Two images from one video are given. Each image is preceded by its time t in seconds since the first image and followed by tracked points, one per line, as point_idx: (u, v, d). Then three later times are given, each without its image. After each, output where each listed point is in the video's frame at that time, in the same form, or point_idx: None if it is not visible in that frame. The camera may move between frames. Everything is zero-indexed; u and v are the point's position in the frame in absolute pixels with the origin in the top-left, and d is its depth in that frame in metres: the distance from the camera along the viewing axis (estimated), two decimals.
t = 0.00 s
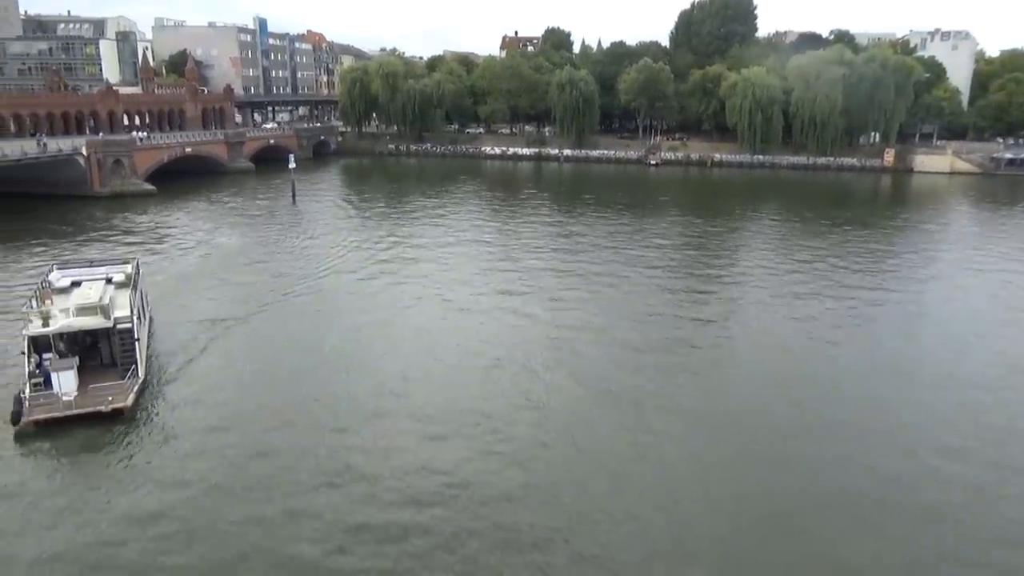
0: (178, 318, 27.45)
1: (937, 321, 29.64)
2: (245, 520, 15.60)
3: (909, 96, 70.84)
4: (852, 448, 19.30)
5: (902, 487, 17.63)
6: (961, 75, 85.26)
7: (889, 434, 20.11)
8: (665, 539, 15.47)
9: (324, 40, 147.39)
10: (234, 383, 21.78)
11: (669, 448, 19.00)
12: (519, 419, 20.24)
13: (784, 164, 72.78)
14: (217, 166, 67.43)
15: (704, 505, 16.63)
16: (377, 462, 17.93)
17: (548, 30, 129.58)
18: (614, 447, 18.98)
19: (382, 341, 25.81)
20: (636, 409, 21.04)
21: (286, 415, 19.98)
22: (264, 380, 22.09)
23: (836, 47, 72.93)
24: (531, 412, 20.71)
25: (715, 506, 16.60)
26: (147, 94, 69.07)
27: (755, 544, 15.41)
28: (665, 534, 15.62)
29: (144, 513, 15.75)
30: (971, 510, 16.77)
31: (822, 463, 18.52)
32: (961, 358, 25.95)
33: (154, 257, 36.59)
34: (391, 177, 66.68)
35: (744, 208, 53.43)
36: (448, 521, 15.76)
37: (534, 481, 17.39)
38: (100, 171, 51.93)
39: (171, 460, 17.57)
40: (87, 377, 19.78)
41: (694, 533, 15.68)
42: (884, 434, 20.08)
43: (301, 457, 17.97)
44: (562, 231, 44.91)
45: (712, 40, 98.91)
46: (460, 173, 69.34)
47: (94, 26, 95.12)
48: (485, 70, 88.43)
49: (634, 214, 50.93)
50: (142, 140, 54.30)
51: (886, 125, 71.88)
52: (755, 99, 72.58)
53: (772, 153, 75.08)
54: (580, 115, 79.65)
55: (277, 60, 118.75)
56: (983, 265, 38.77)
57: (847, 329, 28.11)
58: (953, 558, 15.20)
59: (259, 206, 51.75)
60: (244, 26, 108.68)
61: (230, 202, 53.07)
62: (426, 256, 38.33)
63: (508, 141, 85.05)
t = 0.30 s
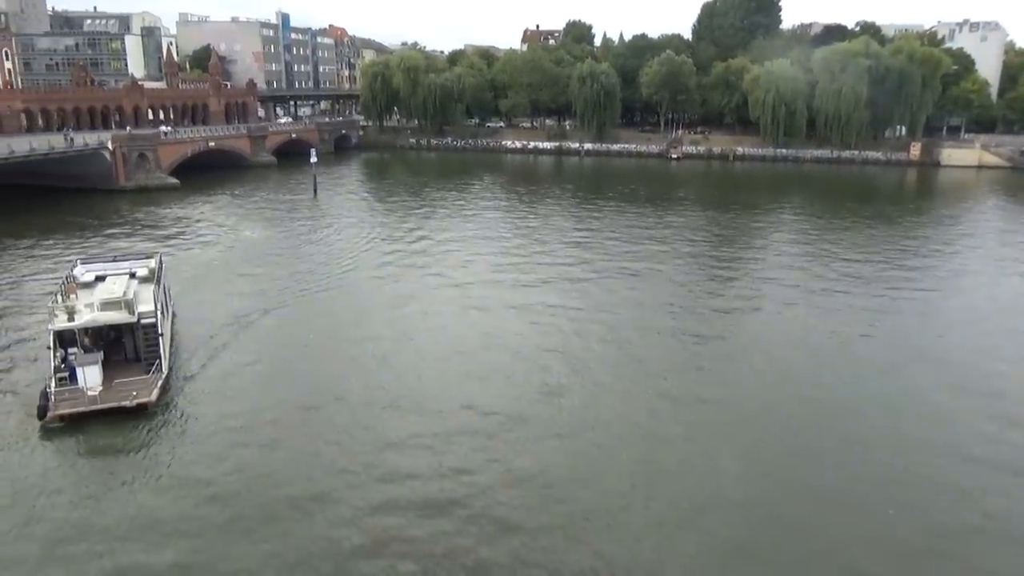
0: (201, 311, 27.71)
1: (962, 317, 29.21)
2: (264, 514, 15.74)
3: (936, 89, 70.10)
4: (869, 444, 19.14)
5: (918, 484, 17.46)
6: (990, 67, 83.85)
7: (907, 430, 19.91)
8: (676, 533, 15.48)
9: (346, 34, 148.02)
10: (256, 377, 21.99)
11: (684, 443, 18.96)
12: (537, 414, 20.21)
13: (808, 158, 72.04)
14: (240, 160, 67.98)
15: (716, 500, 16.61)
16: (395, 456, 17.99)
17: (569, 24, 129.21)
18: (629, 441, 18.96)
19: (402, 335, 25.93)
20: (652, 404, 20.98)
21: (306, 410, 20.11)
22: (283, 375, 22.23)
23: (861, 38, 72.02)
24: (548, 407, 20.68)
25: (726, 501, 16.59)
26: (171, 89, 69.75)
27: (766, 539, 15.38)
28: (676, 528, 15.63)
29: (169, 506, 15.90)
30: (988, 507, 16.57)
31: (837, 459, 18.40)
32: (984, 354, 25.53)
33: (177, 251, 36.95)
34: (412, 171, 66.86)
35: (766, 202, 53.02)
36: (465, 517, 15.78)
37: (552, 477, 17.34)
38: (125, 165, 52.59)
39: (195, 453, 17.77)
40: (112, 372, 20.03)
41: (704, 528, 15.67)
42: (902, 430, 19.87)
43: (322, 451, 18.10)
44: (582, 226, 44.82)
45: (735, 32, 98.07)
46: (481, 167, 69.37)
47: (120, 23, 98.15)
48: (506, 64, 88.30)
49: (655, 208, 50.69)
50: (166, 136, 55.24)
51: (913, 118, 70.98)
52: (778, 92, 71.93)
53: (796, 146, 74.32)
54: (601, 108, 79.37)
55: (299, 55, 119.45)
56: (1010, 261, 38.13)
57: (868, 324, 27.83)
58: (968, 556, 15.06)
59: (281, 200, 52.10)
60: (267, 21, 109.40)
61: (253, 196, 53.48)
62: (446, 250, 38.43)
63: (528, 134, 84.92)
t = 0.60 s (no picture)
0: (205, 307, 27.71)
1: (966, 316, 29.06)
2: (266, 512, 15.73)
3: (944, 86, 69.80)
4: (871, 442, 19.12)
5: (920, 482, 17.43)
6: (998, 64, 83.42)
7: (910, 428, 19.86)
8: (676, 531, 15.48)
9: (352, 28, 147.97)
10: (259, 372, 22.05)
11: (684, 439, 18.99)
12: (539, 411, 20.16)
13: (813, 155, 71.84)
14: (246, 154, 68.09)
15: (717, 497, 16.62)
16: (398, 454, 17.96)
17: (575, 19, 128.96)
18: (630, 439, 18.93)
19: (404, 331, 25.97)
20: (653, 401, 20.96)
21: (309, 406, 20.12)
22: (286, 371, 22.24)
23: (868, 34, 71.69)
24: (551, 404, 20.64)
25: (727, 498, 16.59)
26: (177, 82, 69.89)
27: (767, 536, 15.39)
28: (676, 526, 15.62)
29: (171, 503, 15.91)
30: (990, 508, 16.51)
31: (839, 457, 18.37)
32: (987, 353, 25.41)
33: (181, 245, 37.02)
34: (417, 166, 66.87)
35: (771, 199, 52.83)
36: (466, 515, 15.74)
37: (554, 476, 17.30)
38: (131, 159, 52.80)
39: (197, 450, 17.78)
40: (116, 369, 20.09)
41: (705, 526, 15.66)
42: (904, 429, 19.82)
43: (323, 448, 18.14)
44: (586, 221, 44.83)
45: (741, 28, 97.78)
46: (486, 162, 69.36)
47: (126, 16, 97.33)
48: (511, 59, 88.14)
49: (659, 204, 50.64)
50: (172, 129, 55.27)
51: (919, 114, 70.73)
52: (784, 88, 71.67)
53: (801, 143, 74.09)
54: (607, 104, 79.22)
55: (305, 49, 119.47)
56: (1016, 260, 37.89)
57: (872, 322, 27.72)
58: (968, 555, 15.04)
59: (285, 194, 52.16)
60: (272, 15, 109.38)
61: (258, 191, 53.54)
62: (449, 245, 38.47)
63: (534, 130, 84.80)
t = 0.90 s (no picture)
0: (200, 305, 27.54)
1: (962, 315, 29.06)
2: (260, 514, 15.58)
3: (938, 84, 69.92)
4: (868, 441, 19.09)
5: (916, 482, 17.44)
6: (992, 62, 83.64)
7: (907, 428, 19.85)
8: (672, 532, 15.42)
9: (347, 25, 147.75)
10: (254, 372, 21.92)
11: (680, 438, 18.98)
12: (535, 411, 20.08)
13: (808, 153, 71.93)
14: (240, 151, 67.88)
15: (714, 497, 16.57)
16: (394, 455, 17.81)
17: (571, 16, 128.79)
18: (626, 439, 18.84)
19: (400, 329, 25.87)
20: (650, 401, 20.87)
21: (304, 405, 20.01)
22: (280, 370, 22.07)
23: (863, 33, 71.70)
24: (547, 404, 20.52)
25: (723, 498, 16.54)
26: (171, 79, 69.68)
27: (763, 537, 15.36)
28: (672, 526, 15.57)
29: (165, 506, 15.74)
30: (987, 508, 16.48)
31: (835, 456, 18.36)
32: (983, 353, 25.38)
33: (176, 243, 36.85)
34: (412, 163, 66.72)
35: (766, 197, 52.87)
36: (463, 518, 15.59)
37: (551, 477, 17.18)
38: (125, 155, 52.59)
39: (192, 452, 17.63)
40: (109, 369, 19.93)
41: (702, 526, 15.60)
42: (901, 428, 19.81)
43: (318, 448, 18.00)
44: (581, 219, 44.74)
45: (737, 26, 97.85)
46: (481, 160, 69.22)
47: (120, 11, 95.65)
48: (507, 56, 87.97)
49: (654, 202, 50.63)
50: (166, 126, 55.02)
51: (914, 113, 70.85)
52: (780, 87, 71.72)
53: (796, 141, 74.17)
54: (603, 101, 79.20)
55: (300, 46, 119.19)
56: (1011, 259, 37.92)
57: (868, 321, 27.69)
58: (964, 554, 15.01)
59: (280, 192, 51.96)
60: (267, 11, 109.03)
61: (253, 188, 53.34)
62: (445, 243, 38.37)
63: (529, 127, 84.71)
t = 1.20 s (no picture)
0: (188, 306, 27.30)
1: (947, 316, 29.21)
2: (248, 519, 15.38)
3: (924, 86, 70.49)
4: (857, 443, 19.11)
5: (904, 483, 17.48)
6: (977, 64, 84.37)
7: (895, 429, 19.89)
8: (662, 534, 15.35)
9: (336, 24, 147.42)
10: (243, 373, 21.73)
11: (670, 438, 18.99)
12: (525, 413, 19.98)
13: (795, 154, 72.37)
14: (228, 150, 67.52)
15: (702, 500, 16.51)
16: (383, 460, 17.58)
17: (560, 16, 129.02)
18: (617, 441, 18.74)
19: (389, 330, 25.74)
20: (641, 403, 20.78)
21: (293, 407, 19.84)
22: (268, 372, 21.90)
23: (850, 35, 72.16)
24: (537, 407, 20.37)
25: (713, 501, 16.48)
26: (158, 78, 69.23)
27: (752, 538, 15.33)
28: (660, 528, 15.52)
29: (151, 513, 15.50)
30: (974, 509, 16.53)
31: (824, 458, 18.37)
32: (970, 354, 25.51)
33: (162, 243, 36.55)
34: (400, 163, 66.58)
35: (754, 198, 53.03)
36: (453, 522, 15.44)
37: (542, 480, 17.03)
38: (111, 155, 52.21)
39: (179, 456, 17.37)
40: (94, 373, 19.59)
41: (689, 528, 15.58)
42: (889, 430, 19.84)
43: (307, 452, 17.80)
44: (570, 220, 44.76)
45: (725, 27, 98.33)
46: (470, 160, 69.19)
47: (106, 9, 96.62)
48: (496, 56, 87.97)
49: (643, 203, 50.77)
50: (152, 125, 54.64)
51: (900, 114, 71.40)
52: (767, 88, 72.12)
53: (784, 142, 74.56)
54: (592, 102, 79.38)
55: (288, 45, 118.79)
56: (996, 259, 38.18)
57: (856, 323, 27.77)
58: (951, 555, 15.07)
59: (268, 192, 51.70)
60: (255, 10, 108.59)
61: (241, 187, 53.05)
62: (434, 243, 38.28)
63: (518, 128, 84.74)
